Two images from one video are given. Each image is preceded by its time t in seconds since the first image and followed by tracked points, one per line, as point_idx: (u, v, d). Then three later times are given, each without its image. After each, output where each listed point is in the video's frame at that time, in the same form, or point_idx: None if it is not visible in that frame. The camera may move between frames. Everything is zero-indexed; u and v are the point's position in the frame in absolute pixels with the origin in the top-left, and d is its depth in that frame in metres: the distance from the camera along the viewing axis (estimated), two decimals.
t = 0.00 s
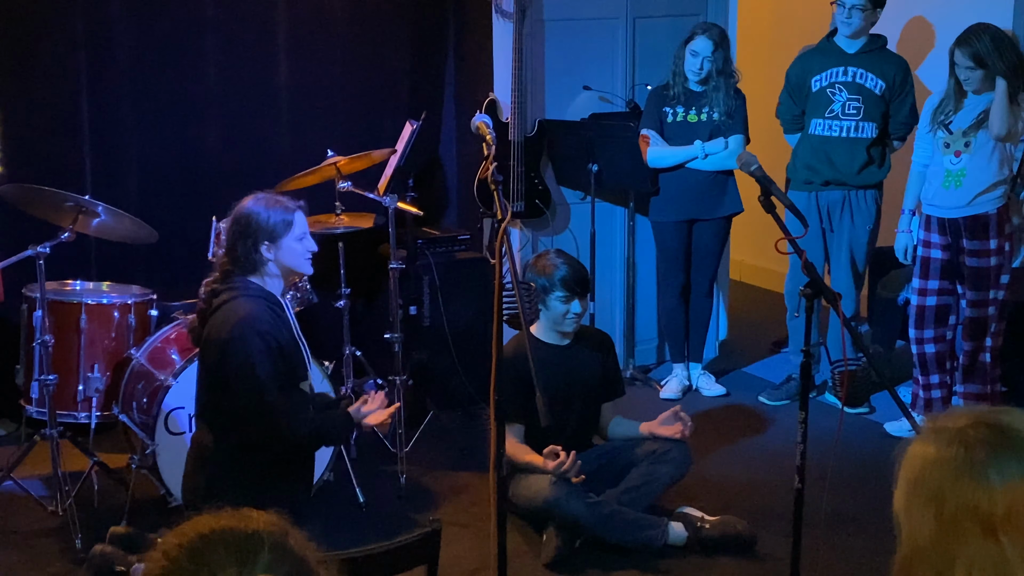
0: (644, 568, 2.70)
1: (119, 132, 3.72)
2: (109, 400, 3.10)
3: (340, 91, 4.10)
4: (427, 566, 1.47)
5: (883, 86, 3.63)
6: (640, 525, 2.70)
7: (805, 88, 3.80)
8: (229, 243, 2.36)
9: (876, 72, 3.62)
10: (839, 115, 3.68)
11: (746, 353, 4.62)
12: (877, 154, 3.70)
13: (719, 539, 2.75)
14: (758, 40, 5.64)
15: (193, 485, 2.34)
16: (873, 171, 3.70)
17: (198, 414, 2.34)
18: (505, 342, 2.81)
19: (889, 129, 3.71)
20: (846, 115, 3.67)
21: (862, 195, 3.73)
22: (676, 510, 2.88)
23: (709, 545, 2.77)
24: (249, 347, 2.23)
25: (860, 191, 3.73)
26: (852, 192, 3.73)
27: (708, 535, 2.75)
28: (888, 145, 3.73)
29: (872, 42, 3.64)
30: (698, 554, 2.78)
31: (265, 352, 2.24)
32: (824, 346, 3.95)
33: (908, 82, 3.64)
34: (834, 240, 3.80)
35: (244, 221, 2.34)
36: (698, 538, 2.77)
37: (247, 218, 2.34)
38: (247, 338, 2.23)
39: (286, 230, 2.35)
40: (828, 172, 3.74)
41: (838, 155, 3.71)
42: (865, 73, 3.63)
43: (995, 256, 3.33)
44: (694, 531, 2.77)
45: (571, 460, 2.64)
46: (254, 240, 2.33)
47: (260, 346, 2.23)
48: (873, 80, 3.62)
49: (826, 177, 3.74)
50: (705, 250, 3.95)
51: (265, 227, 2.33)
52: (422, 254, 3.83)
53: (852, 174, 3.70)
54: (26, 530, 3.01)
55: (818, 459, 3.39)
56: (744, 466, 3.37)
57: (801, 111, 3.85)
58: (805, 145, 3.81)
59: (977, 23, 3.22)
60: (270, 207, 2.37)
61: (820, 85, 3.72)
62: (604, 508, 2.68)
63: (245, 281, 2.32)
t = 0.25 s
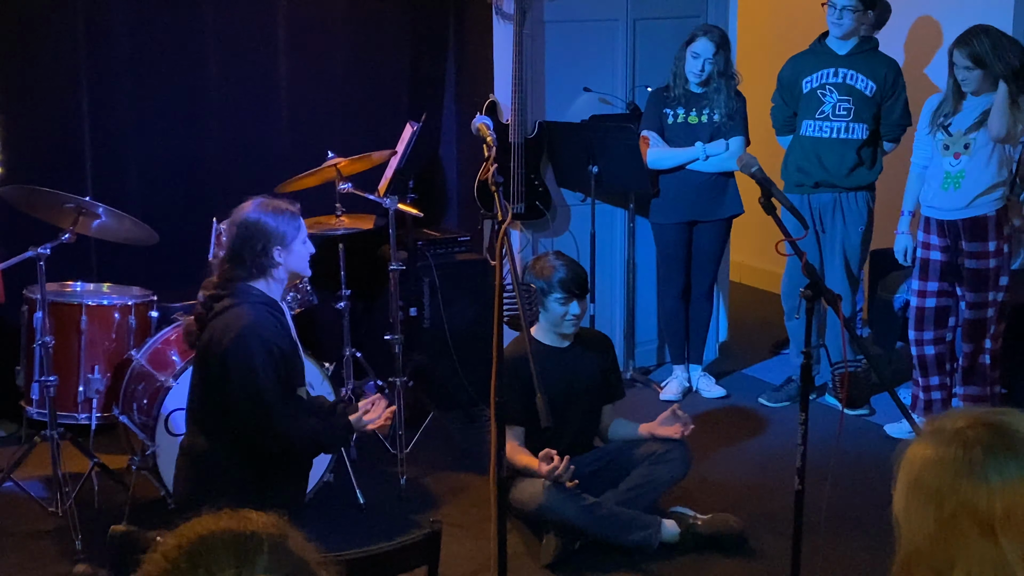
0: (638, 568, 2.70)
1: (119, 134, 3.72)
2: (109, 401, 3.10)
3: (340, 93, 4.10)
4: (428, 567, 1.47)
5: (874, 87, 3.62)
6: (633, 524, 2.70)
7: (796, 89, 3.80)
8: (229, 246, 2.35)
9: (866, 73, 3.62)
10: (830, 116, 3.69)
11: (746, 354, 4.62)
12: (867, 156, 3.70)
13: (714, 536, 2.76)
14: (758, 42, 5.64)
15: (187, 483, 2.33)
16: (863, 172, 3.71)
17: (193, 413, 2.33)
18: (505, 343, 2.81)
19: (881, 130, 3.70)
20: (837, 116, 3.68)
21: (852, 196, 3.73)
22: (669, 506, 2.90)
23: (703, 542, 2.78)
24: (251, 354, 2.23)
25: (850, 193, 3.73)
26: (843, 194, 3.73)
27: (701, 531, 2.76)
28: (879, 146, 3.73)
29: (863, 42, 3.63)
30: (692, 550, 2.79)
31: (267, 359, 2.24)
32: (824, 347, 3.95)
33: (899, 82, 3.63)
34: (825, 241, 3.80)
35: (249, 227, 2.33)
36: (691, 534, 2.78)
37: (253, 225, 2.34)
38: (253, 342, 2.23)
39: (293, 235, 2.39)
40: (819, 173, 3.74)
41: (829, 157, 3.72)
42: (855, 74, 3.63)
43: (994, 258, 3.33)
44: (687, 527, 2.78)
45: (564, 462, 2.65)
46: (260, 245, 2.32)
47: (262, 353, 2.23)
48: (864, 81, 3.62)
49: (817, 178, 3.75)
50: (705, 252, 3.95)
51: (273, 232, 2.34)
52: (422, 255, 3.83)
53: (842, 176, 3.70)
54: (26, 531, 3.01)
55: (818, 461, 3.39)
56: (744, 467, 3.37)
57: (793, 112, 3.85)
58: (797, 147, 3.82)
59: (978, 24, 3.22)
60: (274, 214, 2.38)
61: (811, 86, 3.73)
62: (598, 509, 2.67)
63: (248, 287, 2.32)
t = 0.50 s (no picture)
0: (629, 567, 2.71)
1: (120, 136, 3.73)
2: (110, 403, 3.10)
3: (340, 94, 4.10)
4: (428, 569, 1.47)
5: (869, 89, 3.63)
6: (626, 522, 2.72)
7: (792, 93, 3.81)
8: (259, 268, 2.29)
9: (861, 76, 3.63)
10: (825, 119, 3.69)
11: (746, 357, 4.62)
12: (864, 158, 3.70)
13: (700, 533, 2.78)
14: (758, 44, 5.65)
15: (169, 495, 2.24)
16: (859, 175, 3.69)
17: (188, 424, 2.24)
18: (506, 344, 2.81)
19: (877, 132, 3.70)
20: (832, 118, 3.68)
21: (848, 199, 3.73)
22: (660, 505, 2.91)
23: (690, 538, 2.80)
24: (273, 377, 2.18)
25: (846, 195, 3.72)
26: (839, 196, 3.73)
27: (687, 530, 2.79)
28: (875, 149, 3.73)
29: (858, 45, 3.64)
30: (677, 548, 2.81)
31: (286, 382, 2.20)
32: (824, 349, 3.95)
33: (894, 84, 3.63)
34: (823, 244, 3.80)
35: (285, 259, 2.28)
36: (677, 533, 2.80)
37: (289, 258, 2.29)
38: (282, 365, 2.19)
39: (323, 270, 2.37)
40: (814, 176, 3.74)
41: (824, 159, 3.72)
42: (850, 76, 3.63)
43: (993, 261, 3.33)
44: (675, 526, 2.80)
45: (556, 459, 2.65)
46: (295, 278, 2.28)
47: (284, 377, 2.19)
48: (859, 84, 3.63)
49: (812, 181, 3.74)
50: (706, 254, 3.95)
51: (310, 262, 2.32)
52: (423, 257, 3.83)
53: (838, 178, 3.70)
54: (26, 532, 3.01)
55: (818, 463, 3.39)
56: (745, 470, 3.37)
57: (790, 115, 3.86)
58: (793, 149, 3.82)
59: (980, 25, 3.22)
60: (306, 248, 2.34)
61: (806, 89, 3.73)
62: (592, 506, 2.68)
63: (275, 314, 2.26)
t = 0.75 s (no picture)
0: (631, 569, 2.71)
1: (121, 137, 3.73)
2: (111, 405, 3.10)
3: (341, 96, 4.11)
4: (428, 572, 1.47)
5: (868, 91, 3.64)
6: (630, 527, 2.71)
7: (791, 96, 3.81)
8: (304, 315, 2.24)
9: (860, 78, 3.63)
10: (825, 122, 3.69)
11: (747, 359, 4.62)
12: (863, 161, 3.71)
13: (707, 539, 2.77)
14: (759, 47, 5.65)
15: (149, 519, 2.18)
16: (858, 178, 3.70)
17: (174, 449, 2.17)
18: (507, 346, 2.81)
19: (876, 135, 3.71)
20: (831, 121, 3.68)
21: (848, 202, 3.74)
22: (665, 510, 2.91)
23: (694, 543, 2.79)
24: (272, 418, 2.14)
25: (846, 198, 3.73)
26: (838, 199, 3.73)
27: (694, 535, 2.77)
28: (874, 151, 3.74)
29: (857, 48, 3.65)
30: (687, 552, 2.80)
31: (285, 428, 2.15)
32: (824, 352, 3.96)
33: (893, 87, 3.65)
34: (823, 247, 3.80)
35: (341, 319, 2.21)
36: (684, 538, 2.78)
37: (344, 319, 2.21)
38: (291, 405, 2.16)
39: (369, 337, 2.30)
40: (814, 179, 3.73)
41: (823, 162, 3.71)
42: (849, 79, 3.64)
43: (993, 264, 3.33)
44: (681, 531, 2.78)
45: (561, 461, 2.64)
46: (341, 336, 2.21)
47: (284, 422, 2.15)
48: (858, 86, 3.63)
49: (812, 184, 3.74)
50: (707, 257, 3.95)
51: (350, 322, 2.22)
52: (424, 259, 3.83)
53: (838, 181, 3.70)
54: (26, 534, 3.01)
55: (819, 466, 3.38)
56: (746, 473, 3.37)
57: (788, 118, 3.86)
58: (792, 152, 3.81)
59: (982, 27, 3.22)
60: (364, 312, 2.26)
61: (806, 92, 3.73)
62: (594, 509, 2.68)
63: (300, 362, 2.21)
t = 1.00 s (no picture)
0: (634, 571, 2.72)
1: (123, 139, 3.73)
2: (112, 406, 3.10)
3: (343, 97, 4.11)
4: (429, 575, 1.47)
5: (869, 94, 3.64)
6: (632, 531, 2.71)
7: (791, 99, 3.81)
8: (311, 342, 2.38)
9: (861, 82, 3.64)
10: (825, 125, 3.69)
11: (748, 362, 4.62)
12: (864, 164, 3.71)
13: (707, 543, 2.77)
14: (760, 51, 5.66)
15: (140, 531, 2.20)
16: (859, 180, 3.71)
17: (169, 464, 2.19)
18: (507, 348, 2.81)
19: (877, 138, 3.72)
20: (832, 124, 3.68)
21: (849, 204, 3.74)
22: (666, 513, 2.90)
23: (697, 549, 2.78)
24: (278, 443, 2.24)
25: (847, 201, 3.74)
26: (840, 202, 3.73)
27: (697, 538, 2.77)
28: (875, 154, 3.74)
29: (857, 51, 3.65)
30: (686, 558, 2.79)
31: (287, 451, 2.26)
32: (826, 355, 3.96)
33: (893, 90, 3.65)
34: (825, 250, 3.80)
35: (346, 345, 2.37)
36: (687, 543, 2.77)
37: (349, 346, 2.38)
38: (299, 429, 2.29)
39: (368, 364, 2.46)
40: (815, 182, 3.73)
41: (824, 165, 3.72)
42: (850, 82, 3.64)
43: (993, 267, 3.33)
44: (684, 535, 2.78)
45: (564, 465, 2.65)
46: (345, 362, 2.37)
47: (287, 447, 2.25)
48: (859, 89, 3.64)
49: (814, 187, 3.74)
50: (708, 259, 3.95)
51: (361, 346, 2.39)
52: (425, 261, 3.84)
53: (839, 184, 3.70)
54: (26, 535, 3.01)
55: (819, 469, 3.38)
56: (746, 475, 3.36)
57: (788, 121, 3.85)
58: (792, 155, 3.81)
59: (982, 31, 3.23)
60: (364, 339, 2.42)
61: (806, 96, 3.73)
62: (597, 513, 2.68)
63: (306, 388, 2.34)
